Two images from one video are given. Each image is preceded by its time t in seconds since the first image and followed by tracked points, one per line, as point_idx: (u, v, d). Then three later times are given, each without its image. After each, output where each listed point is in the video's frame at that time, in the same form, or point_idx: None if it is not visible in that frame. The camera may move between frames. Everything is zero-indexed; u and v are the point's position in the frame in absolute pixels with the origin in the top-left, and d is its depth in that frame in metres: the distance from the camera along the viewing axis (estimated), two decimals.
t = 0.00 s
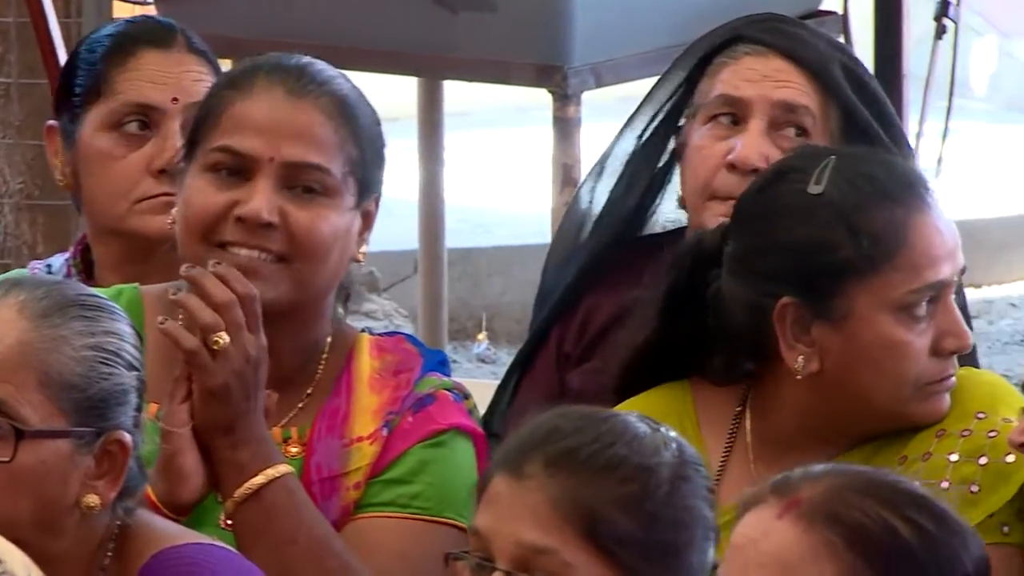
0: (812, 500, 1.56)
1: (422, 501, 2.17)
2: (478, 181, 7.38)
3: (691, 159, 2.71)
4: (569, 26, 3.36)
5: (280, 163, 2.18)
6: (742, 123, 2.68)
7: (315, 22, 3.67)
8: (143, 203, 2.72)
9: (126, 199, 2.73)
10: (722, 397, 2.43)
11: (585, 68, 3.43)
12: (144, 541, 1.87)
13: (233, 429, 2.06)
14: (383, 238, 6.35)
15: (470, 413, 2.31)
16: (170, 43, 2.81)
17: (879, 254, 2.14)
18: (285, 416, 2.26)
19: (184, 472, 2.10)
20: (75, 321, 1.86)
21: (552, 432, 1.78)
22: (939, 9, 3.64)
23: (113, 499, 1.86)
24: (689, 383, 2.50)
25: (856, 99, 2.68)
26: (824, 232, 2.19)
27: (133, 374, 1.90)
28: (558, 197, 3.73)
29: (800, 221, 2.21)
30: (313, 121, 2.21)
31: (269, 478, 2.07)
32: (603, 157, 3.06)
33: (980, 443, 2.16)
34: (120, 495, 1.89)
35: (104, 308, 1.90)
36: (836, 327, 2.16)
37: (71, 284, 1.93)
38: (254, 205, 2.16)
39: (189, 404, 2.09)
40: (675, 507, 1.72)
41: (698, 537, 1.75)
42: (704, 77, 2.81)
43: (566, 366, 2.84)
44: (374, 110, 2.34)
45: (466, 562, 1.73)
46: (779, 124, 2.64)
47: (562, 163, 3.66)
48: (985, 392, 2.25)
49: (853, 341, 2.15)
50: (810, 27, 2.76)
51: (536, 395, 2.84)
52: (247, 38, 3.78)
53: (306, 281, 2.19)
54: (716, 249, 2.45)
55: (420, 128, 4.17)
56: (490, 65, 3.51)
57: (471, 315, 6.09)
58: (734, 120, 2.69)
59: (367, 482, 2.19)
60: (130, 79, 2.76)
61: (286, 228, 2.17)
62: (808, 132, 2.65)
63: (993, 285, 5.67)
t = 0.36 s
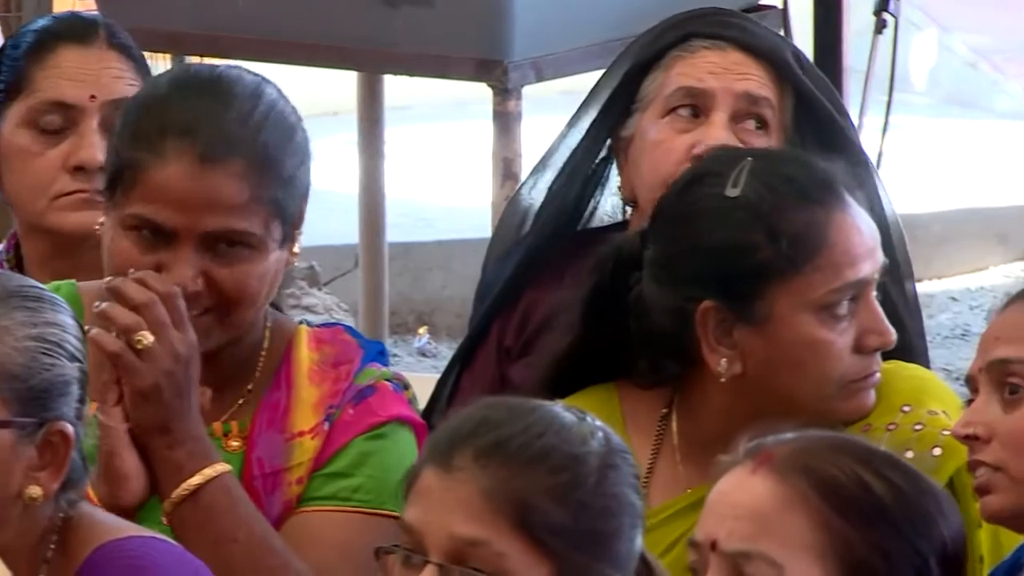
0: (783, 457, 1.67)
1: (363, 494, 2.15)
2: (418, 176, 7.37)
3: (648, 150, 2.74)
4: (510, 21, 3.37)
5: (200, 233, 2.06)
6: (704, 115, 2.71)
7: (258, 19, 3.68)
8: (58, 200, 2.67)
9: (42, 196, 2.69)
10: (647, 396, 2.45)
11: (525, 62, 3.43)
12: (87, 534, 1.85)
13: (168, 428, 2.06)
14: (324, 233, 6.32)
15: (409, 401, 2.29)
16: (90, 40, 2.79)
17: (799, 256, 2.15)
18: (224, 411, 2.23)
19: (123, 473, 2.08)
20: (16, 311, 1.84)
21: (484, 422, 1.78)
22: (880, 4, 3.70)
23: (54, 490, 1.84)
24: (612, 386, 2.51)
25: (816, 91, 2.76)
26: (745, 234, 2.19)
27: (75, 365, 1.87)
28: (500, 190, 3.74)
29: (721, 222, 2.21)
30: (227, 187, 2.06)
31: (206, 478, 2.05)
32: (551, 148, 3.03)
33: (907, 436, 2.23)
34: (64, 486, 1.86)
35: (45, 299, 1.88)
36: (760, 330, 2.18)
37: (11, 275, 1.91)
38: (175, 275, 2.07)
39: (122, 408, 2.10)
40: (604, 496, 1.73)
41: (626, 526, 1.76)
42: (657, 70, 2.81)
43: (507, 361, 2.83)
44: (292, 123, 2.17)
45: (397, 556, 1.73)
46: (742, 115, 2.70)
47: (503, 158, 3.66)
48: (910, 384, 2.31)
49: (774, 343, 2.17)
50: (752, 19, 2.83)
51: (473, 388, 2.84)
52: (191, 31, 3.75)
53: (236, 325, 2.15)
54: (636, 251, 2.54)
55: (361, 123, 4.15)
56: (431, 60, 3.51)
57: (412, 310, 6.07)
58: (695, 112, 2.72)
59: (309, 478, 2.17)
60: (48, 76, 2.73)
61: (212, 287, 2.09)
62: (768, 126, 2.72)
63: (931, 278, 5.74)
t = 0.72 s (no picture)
0: (720, 443, 1.68)
1: (299, 498, 2.17)
2: (364, 172, 7.34)
3: (603, 145, 2.75)
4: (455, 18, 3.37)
5: (146, 150, 2.17)
6: (661, 109, 2.72)
7: (202, 17, 3.66)
8: None
9: None
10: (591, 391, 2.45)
11: (471, 59, 3.43)
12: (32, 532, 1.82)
13: (111, 439, 2.05)
14: (268, 230, 6.29)
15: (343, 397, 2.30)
16: None
17: (736, 245, 2.15)
18: (155, 415, 2.22)
19: (69, 489, 2.05)
20: None
21: (447, 415, 1.78)
22: None
23: None
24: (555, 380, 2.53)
25: (769, 84, 2.78)
26: (682, 225, 2.19)
27: (20, 363, 1.84)
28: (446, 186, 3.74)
29: (658, 215, 2.21)
30: (174, 106, 2.20)
31: (148, 492, 2.05)
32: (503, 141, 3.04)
33: (846, 428, 2.23)
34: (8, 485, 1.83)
35: None
36: (699, 321, 2.17)
37: None
38: (122, 193, 2.14)
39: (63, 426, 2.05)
40: (564, 491, 1.74)
41: (583, 522, 1.76)
42: (610, 65, 2.81)
43: (452, 356, 2.83)
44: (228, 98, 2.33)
45: (356, 549, 1.72)
46: (699, 109, 2.72)
47: (449, 155, 3.66)
48: (848, 376, 2.32)
49: (713, 337, 2.16)
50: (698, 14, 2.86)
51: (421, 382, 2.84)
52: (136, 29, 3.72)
53: (180, 267, 2.17)
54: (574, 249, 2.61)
55: (306, 122, 4.13)
56: (376, 56, 3.49)
57: (357, 307, 6.08)
58: (652, 105, 2.73)
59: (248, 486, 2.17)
60: None
61: (158, 214, 2.15)
62: (723, 120, 2.74)
63: (877, 274, 5.81)
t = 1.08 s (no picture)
0: (649, 441, 1.68)
1: (235, 495, 2.15)
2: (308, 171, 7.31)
3: (548, 143, 2.77)
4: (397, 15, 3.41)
5: (79, 204, 2.10)
6: (606, 108, 2.74)
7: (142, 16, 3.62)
8: None
9: None
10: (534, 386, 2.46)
11: (414, 57, 3.48)
12: None
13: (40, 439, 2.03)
14: (212, 229, 6.24)
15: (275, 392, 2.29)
16: None
17: (680, 240, 2.16)
18: (89, 415, 2.19)
19: None
20: None
21: (405, 415, 1.80)
22: None
23: None
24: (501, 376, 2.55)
25: (712, 82, 2.81)
26: (627, 221, 2.20)
27: None
28: (390, 185, 3.72)
29: (604, 211, 2.21)
30: (109, 154, 2.12)
31: (84, 495, 2.03)
32: (447, 143, 3.01)
33: (791, 423, 2.25)
34: None
35: None
36: (643, 317, 2.18)
37: None
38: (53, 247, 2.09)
39: None
40: (526, 491, 1.76)
41: (542, 521, 1.78)
42: (553, 64, 2.82)
43: (398, 354, 2.83)
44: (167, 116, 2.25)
45: (314, 544, 1.73)
46: (644, 107, 2.74)
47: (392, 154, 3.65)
48: (792, 372, 2.34)
49: (658, 333, 2.17)
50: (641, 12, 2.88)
51: (366, 386, 2.83)
52: (81, 30, 3.63)
53: (108, 308, 2.15)
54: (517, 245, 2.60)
55: (250, 121, 4.11)
56: (321, 56, 3.50)
57: (301, 307, 6.01)
58: (597, 104, 2.75)
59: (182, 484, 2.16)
60: None
61: (90, 262, 2.11)
62: (667, 119, 2.76)
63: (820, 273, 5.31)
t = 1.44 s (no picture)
0: (622, 442, 1.67)
1: (211, 498, 2.14)
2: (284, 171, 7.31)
3: (519, 141, 2.77)
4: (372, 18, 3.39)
5: (65, 171, 2.12)
6: (577, 110, 2.75)
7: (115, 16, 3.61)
8: None
9: None
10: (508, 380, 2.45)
11: (390, 58, 3.44)
12: None
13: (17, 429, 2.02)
14: (187, 229, 6.23)
15: (249, 392, 2.26)
16: None
17: (647, 224, 2.16)
18: (64, 418, 2.18)
19: None
20: None
21: (373, 428, 1.78)
22: (744, 0, 3.77)
23: None
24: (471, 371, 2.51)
25: (684, 82, 2.79)
26: (594, 207, 2.19)
27: None
28: (365, 185, 3.72)
29: (572, 195, 2.21)
30: (94, 125, 2.15)
31: (71, 487, 2.01)
32: (421, 144, 3.00)
33: (764, 408, 2.21)
34: None
35: None
36: (611, 301, 2.18)
37: None
38: (38, 215, 2.10)
39: None
40: (494, 502, 1.74)
41: (508, 534, 1.75)
42: (524, 65, 2.83)
43: (372, 354, 2.83)
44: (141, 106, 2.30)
45: (283, 558, 1.70)
46: (615, 109, 2.74)
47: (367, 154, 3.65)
48: (764, 359, 2.30)
49: (625, 315, 2.17)
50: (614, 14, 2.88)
51: (340, 390, 2.82)
52: (54, 30, 3.63)
53: (92, 284, 2.15)
54: (484, 239, 2.56)
55: (224, 120, 4.09)
56: (294, 56, 3.49)
57: (276, 306, 6.02)
58: (568, 106, 2.75)
59: (159, 487, 2.14)
60: None
61: (74, 233, 2.12)
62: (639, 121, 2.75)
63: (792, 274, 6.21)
